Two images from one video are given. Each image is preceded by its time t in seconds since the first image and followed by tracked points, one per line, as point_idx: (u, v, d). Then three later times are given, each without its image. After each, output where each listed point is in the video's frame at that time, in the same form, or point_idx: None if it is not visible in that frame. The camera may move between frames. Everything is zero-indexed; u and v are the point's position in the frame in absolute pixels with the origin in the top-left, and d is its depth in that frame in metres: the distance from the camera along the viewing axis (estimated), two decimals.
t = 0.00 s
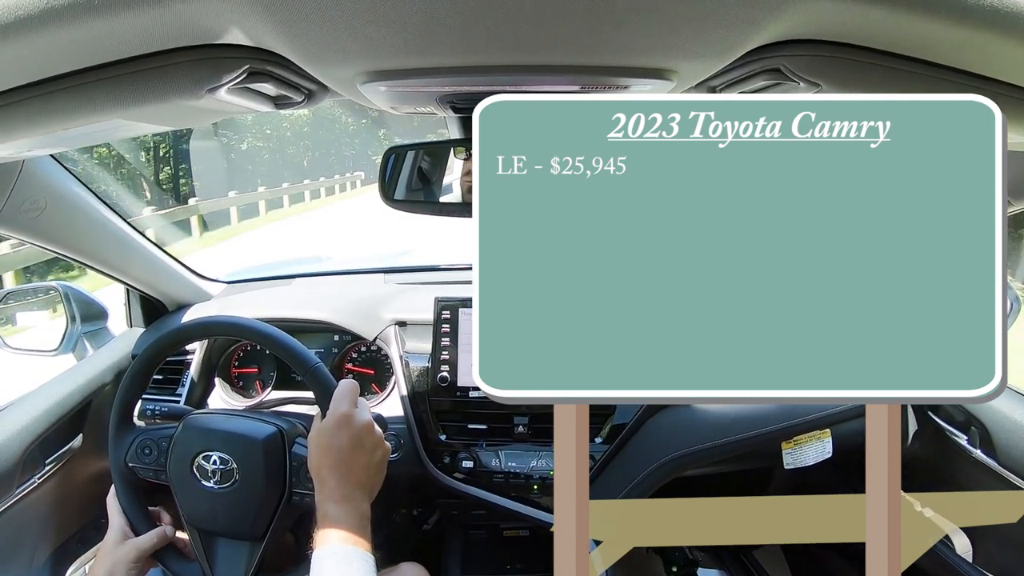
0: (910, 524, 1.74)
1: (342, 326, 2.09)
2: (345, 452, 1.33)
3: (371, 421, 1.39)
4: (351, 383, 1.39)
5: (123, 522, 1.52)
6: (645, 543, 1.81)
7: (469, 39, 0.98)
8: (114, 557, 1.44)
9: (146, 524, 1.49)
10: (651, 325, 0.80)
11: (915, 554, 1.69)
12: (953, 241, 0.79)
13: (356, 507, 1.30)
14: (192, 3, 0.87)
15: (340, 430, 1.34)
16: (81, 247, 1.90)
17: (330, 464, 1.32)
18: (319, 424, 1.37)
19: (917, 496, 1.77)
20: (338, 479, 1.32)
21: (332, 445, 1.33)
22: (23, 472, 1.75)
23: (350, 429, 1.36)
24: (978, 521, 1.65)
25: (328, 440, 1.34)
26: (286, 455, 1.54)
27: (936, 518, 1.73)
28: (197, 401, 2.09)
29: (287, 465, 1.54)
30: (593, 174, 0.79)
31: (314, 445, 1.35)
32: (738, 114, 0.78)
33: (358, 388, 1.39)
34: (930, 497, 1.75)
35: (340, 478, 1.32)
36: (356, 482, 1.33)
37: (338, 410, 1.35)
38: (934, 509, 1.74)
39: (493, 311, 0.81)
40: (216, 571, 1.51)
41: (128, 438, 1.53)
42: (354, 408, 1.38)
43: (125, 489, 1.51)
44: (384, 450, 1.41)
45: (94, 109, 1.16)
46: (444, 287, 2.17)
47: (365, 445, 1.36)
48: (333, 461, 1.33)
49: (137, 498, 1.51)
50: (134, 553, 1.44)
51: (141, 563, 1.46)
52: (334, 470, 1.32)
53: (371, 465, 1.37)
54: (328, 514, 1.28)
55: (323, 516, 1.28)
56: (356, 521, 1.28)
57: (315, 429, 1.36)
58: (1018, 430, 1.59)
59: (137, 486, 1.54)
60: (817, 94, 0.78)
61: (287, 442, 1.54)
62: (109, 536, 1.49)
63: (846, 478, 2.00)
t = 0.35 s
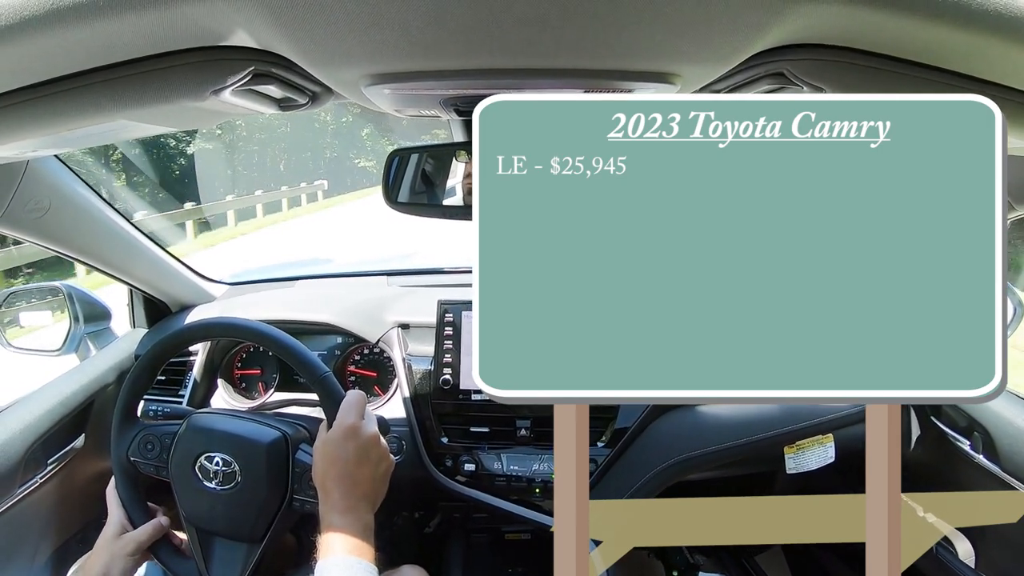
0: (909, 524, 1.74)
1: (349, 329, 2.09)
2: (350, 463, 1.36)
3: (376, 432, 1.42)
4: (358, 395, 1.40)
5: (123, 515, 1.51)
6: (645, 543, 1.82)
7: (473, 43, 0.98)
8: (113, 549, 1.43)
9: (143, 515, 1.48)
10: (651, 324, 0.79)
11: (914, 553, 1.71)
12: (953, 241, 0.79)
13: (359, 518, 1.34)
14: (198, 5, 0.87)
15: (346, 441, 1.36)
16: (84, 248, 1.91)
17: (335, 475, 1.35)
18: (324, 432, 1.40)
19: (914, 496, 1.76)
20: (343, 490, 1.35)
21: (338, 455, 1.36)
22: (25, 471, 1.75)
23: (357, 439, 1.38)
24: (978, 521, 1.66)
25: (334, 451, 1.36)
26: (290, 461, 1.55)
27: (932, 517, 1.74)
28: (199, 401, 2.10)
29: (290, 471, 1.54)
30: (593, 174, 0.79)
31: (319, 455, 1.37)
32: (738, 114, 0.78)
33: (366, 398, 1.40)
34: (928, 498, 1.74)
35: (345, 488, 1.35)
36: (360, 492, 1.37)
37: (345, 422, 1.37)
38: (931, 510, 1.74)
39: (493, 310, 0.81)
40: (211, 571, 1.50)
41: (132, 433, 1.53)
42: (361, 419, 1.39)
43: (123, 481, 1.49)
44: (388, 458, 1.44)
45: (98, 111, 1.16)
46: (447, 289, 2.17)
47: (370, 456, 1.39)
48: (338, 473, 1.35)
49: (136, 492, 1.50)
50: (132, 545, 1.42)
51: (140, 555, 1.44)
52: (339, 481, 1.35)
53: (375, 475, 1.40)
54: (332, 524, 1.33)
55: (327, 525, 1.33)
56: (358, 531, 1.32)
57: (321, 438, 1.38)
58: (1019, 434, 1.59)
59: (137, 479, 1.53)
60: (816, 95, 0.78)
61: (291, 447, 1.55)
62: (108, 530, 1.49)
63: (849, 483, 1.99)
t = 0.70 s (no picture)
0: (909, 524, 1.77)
1: (353, 329, 2.10)
2: (355, 475, 1.37)
3: (382, 445, 1.42)
4: (365, 405, 1.41)
5: (122, 505, 1.54)
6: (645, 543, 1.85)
7: (477, 45, 0.99)
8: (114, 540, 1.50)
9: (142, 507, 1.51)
10: (650, 324, 0.79)
11: (914, 554, 1.74)
12: (953, 242, 0.79)
13: (362, 531, 1.34)
14: (203, 5, 0.87)
15: (352, 452, 1.37)
16: (91, 247, 1.92)
17: (339, 486, 1.36)
18: (331, 442, 1.41)
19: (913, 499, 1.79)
20: (347, 502, 1.35)
21: (344, 467, 1.37)
22: (29, 468, 1.76)
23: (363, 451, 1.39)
24: (977, 521, 1.68)
25: (340, 462, 1.37)
26: (294, 465, 1.52)
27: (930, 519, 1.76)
28: (204, 399, 2.10)
29: (294, 476, 1.52)
30: (593, 174, 0.79)
31: (325, 466, 1.38)
32: (738, 114, 0.78)
33: (374, 410, 1.41)
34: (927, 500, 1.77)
35: (349, 500, 1.35)
36: (364, 504, 1.37)
37: (351, 434, 1.38)
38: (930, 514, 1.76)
39: (493, 310, 0.81)
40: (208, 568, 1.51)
41: (138, 423, 1.54)
42: (367, 431, 1.40)
43: (125, 471, 1.52)
44: (393, 472, 1.44)
45: (104, 111, 1.17)
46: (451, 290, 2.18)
47: (375, 469, 1.39)
48: (342, 485, 1.36)
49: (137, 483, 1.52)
50: (130, 536, 1.48)
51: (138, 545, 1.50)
52: (343, 492, 1.35)
53: (379, 488, 1.40)
54: (334, 536, 1.33)
55: (330, 537, 1.33)
56: (360, 545, 1.32)
57: (328, 448, 1.39)
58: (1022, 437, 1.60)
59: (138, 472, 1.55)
60: (816, 95, 0.78)
61: (295, 451, 1.52)
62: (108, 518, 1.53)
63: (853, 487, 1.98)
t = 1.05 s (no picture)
0: (907, 525, 1.80)
1: (356, 330, 2.10)
2: (359, 482, 1.36)
3: (385, 453, 1.43)
4: (371, 411, 1.42)
5: (122, 500, 1.53)
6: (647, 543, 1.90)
7: (481, 48, 0.98)
8: (115, 534, 1.48)
9: (143, 502, 1.51)
10: (649, 323, 0.79)
11: (914, 554, 1.77)
12: (954, 243, 0.79)
13: (364, 539, 1.34)
14: (209, 7, 0.88)
15: (356, 458, 1.37)
16: (100, 247, 1.94)
17: (343, 493, 1.35)
18: (335, 447, 1.41)
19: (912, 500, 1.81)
20: (350, 509, 1.35)
21: (348, 473, 1.36)
22: (32, 466, 1.76)
23: (367, 458, 1.39)
24: (978, 521, 1.70)
25: (344, 468, 1.37)
26: (298, 468, 1.52)
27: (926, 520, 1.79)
28: (208, 398, 2.10)
29: (297, 479, 1.51)
30: (593, 174, 0.79)
31: (329, 471, 1.38)
32: (738, 114, 0.78)
33: (379, 415, 1.42)
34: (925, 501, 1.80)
35: (352, 507, 1.35)
36: (366, 511, 1.37)
37: (355, 440, 1.38)
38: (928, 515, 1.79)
39: (493, 309, 0.81)
40: (207, 566, 1.52)
41: (141, 421, 1.55)
42: (372, 437, 1.40)
43: (127, 466, 1.53)
44: (395, 478, 1.45)
45: (109, 111, 1.18)
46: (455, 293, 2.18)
47: (379, 475, 1.39)
48: (345, 492, 1.35)
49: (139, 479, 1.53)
50: (132, 531, 1.46)
51: (139, 541, 1.49)
52: (347, 499, 1.35)
53: (382, 494, 1.40)
54: (336, 544, 1.32)
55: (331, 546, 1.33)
56: (362, 555, 1.31)
57: (332, 453, 1.39)
58: None
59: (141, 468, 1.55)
60: (816, 95, 0.78)
61: (300, 454, 1.52)
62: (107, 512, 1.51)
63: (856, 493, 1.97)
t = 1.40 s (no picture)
0: (908, 525, 1.81)
1: (359, 328, 2.09)
2: (361, 486, 1.36)
3: (389, 459, 1.41)
4: (376, 416, 1.40)
5: (123, 488, 1.55)
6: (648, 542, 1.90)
7: (482, 47, 0.98)
8: (114, 525, 1.50)
9: (144, 493, 1.52)
10: (649, 323, 0.79)
11: (914, 553, 1.78)
12: (954, 243, 0.79)
13: (362, 542, 1.35)
14: (213, 4, 0.88)
15: (359, 464, 1.37)
16: (104, 243, 1.95)
17: (345, 497, 1.35)
18: (339, 451, 1.40)
19: (913, 501, 1.83)
20: (350, 513, 1.35)
21: (351, 478, 1.36)
22: (35, 461, 1.77)
23: (371, 463, 1.38)
24: (978, 521, 1.72)
25: (345, 473, 1.37)
26: (300, 467, 1.52)
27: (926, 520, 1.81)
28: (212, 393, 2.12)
29: (299, 479, 1.51)
30: (593, 174, 0.79)
31: (332, 475, 1.38)
32: (738, 114, 0.78)
33: (383, 421, 1.40)
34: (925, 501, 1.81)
35: (353, 511, 1.36)
36: (367, 516, 1.37)
37: (359, 446, 1.37)
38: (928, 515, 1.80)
39: (494, 309, 0.81)
40: (205, 560, 1.53)
41: (145, 412, 1.55)
42: (376, 442, 1.39)
43: (131, 458, 1.54)
44: (398, 484, 1.44)
45: (113, 108, 1.18)
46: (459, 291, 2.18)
47: (381, 481, 1.39)
48: (346, 496, 1.36)
49: (141, 470, 1.54)
50: (131, 522, 1.48)
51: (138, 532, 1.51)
52: (348, 503, 1.35)
53: (383, 499, 1.40)
54: (336, 546, 1.34)
55: (331, 547, 1.35)
56: (361, 555, 1.34)
57: (335, 457, 1.39)
58: None
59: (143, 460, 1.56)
60: (816, 95, 0.78)
61: (303, 454, 1.53)
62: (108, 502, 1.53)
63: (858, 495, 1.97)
